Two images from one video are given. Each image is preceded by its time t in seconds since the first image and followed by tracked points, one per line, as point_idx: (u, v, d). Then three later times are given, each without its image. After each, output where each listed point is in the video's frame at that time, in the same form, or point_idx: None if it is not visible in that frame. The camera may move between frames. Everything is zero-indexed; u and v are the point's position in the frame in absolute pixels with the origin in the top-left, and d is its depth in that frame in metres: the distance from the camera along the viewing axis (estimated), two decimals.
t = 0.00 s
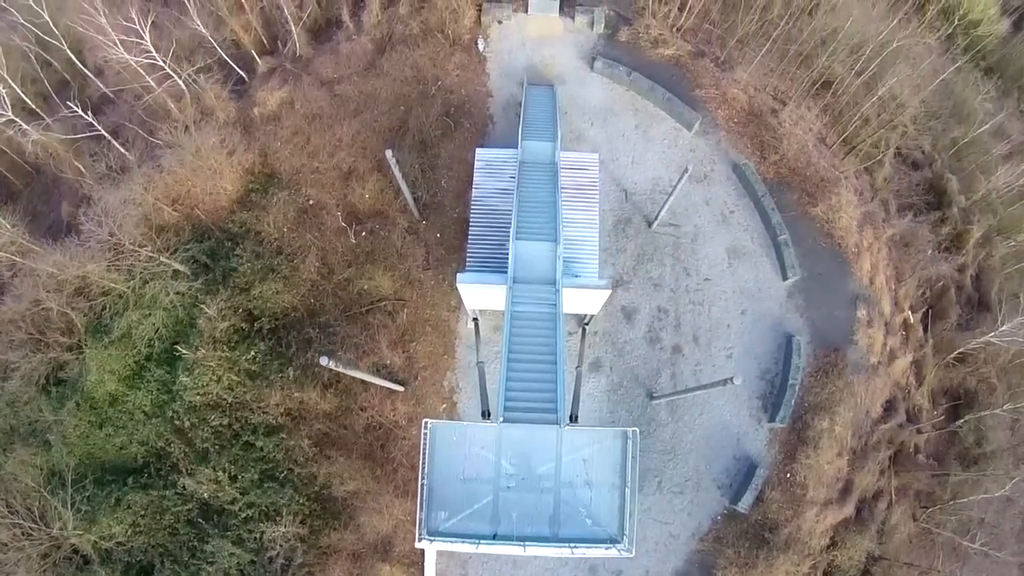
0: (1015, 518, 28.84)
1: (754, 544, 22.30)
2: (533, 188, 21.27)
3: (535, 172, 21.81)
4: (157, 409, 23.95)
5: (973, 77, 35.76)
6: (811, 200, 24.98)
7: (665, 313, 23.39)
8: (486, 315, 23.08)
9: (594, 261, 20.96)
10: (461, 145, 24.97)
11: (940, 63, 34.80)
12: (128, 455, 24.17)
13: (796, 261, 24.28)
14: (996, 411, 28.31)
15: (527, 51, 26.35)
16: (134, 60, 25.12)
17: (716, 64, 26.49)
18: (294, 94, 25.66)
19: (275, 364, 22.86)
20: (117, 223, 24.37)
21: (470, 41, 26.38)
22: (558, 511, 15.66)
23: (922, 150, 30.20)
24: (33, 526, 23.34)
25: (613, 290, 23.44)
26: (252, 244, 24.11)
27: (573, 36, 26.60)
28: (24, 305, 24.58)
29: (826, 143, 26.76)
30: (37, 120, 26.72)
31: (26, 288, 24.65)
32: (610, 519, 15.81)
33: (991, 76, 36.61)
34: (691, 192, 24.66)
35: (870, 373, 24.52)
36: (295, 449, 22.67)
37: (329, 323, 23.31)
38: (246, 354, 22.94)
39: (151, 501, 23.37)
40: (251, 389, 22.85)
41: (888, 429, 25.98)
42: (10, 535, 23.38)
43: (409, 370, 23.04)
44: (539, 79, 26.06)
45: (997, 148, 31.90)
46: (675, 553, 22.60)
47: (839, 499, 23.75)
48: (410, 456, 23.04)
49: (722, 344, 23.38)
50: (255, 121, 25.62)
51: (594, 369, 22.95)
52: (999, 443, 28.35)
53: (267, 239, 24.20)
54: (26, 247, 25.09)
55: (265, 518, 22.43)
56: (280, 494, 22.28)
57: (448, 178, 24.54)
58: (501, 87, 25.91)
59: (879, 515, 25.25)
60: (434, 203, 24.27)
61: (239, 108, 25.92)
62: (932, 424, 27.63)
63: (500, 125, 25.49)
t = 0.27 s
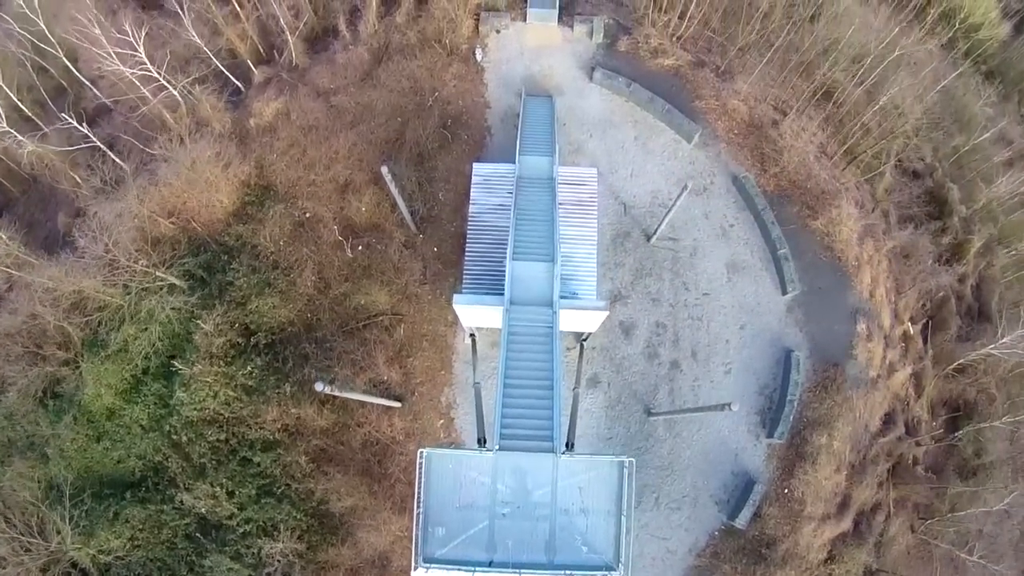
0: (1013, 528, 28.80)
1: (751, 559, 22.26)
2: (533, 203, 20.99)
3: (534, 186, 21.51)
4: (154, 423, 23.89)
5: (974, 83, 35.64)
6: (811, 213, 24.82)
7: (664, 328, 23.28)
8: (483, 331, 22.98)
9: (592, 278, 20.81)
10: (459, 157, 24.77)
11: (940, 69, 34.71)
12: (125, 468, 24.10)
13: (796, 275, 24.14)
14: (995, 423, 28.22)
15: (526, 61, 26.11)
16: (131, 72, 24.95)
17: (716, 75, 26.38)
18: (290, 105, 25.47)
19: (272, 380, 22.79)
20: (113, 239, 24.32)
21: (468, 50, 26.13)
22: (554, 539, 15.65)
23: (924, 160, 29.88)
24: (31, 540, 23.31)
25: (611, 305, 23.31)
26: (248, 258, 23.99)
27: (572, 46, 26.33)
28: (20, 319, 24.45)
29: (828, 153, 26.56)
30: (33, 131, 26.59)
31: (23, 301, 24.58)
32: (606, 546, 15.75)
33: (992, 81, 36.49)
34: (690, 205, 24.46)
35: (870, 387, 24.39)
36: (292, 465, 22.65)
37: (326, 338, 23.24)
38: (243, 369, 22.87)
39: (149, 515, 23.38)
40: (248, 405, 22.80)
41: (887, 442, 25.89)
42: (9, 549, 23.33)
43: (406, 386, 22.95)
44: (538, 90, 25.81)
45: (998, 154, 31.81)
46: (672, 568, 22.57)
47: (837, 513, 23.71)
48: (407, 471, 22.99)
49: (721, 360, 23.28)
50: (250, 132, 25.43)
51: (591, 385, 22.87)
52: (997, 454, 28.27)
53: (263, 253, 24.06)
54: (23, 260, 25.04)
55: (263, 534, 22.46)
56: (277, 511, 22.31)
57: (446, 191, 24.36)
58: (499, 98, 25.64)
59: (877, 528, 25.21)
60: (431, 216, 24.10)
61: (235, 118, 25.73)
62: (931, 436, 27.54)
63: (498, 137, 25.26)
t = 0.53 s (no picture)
0: (1012, 539, 28.75)
1: None
2: (530, 220, 20.81)
3: (532, 202, 21.32)
4: (152, 437, 23.83)
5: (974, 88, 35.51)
6: (812, 227, 24.64)
7: (663, 343, 23.19)
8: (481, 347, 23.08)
9: (591, 296, 20.75)
10: (456, 170, 24.59)
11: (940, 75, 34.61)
12: (124, 482, 24.09)
13: (796, 289, 24.01)
14: (995, 434, 28.13)
15: (524, 72, 25.91)
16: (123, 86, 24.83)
17: (717, 85, 26.20)
18: (287, 116, 25.33)
19: (269, 396, 22.72)
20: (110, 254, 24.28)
21: (466, 61, 25.95)
22: (550, 566, 15.92)
23: (925, 170, 29.64)
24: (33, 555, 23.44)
25: (610, 320, 23.21)
26: (245, 272, 23.89)
27: (571, 56, 26.15)
28: (18, 333, 24.43)
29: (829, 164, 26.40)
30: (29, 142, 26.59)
31: (20, 316, 24.49)
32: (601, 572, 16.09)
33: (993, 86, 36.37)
34: (690, 218, 24.28)
35: (870, 401, 24.24)
36: (291, 480, 22.63)
37: (323, 354, 23.17)
38: (240, 385, 22.76)
39: (148, 529, 23.32)
40: (246, 421, 22.75)
41: (887, 455, 25.82)
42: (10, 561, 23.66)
43: (404, 402, 22.91)
44: (536, 101, 25.61)
45: (999, 161, 31.67)
46: None
47: (835, 527, 23.70)
48: (405, 487, 22.98)
49: (720, 375, 23.23)
50: (247, 144, 25.30)
51: (590, 401, 22.80)
52: (997, 465, 28.21)
53: (260, 267, 23.97)
54: (21, 273, 25.09)
55: (262, 549, 22.44)
56: (276, 526, 22.32)
57: (443, 204, 24.22)
58: (497, 109, 25.43)
59: (875, 541, 25.19)
60: (429, 231, 23.98)
61: (231, 130, 25.61)
62: (931, 448, 27.46)
63: (497, 149, 25.08)
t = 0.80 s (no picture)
0: (1011, 550, 28.66)
1: None
2: (528, 238, 20.65)
3: (530, 219, 21.15)
4: (150, 451, 23.83)
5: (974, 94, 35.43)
6: (812, 240, 24.48)
7: (661, 359, 23.10)
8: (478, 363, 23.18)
9: (589, 314, 20.66)
10: (454, 183, 24.42)
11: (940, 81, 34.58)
12: (123, 496, 24.11)
13: (795, 304, 23.89)
14: (995, 445, 28.04)
15: (523, 84, 25.71)
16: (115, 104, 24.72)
17: (717, 96, 26.00)
18: (283, 128, 25.16)
19: (267, 412, 22.64)
20: (109, 266, 24.26)
21: (464, 72, 25.74)
22: None
23: (926, 180, 29.47)
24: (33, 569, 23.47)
25: (608, 336, 23.12)
26: (242, 286, 23.78)
27: (569, 67, 25.94)
28: (13, 348, 24.21)
29: (826, 177, 26.38)
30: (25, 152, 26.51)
31: (16, 331, 24.25)
32: None
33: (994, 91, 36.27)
34: (690, 232, 24.09)
35: (869, 415, 24.09)
36: (288, 496, 22.64)
37: (321, 369, 23.11)
38: (238, 401, 22.71)
39: (147, 543, 23.33)
40: (244, 437, 22.72)
41: (885, 468, 25.75)
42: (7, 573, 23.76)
43: (402, 417, 22.92)
44: (535, 113, 25.41)
45: (1000, 169, 31.55)
46: None
47: (833, 542, 23.68)
48: (402, 502, 22.98)
49: (718, 391, 23.16)
50: (244, 156, 25.16)
51: (588, 417, 22.75)
52: (996, 476, 28.13)
53: (257, 281, 23.88)
54: (18, 285, 25.06)
55: (260, 564, 22.51)
56: (274, 542, 22.33)
57: (441, 218, 24.07)
58: (495, 121, 25.24)
59: (872, 554, 25.19)
60: (426, 245, 23.82)
61: (228, 142, 25.47)
62: (930, 460, 27.37)
63: (495, 162, 24.92)
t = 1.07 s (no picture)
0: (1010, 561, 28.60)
1: None
2: (525, 257, 20.50)
3: (528, 237, 20.96)
4: (148, 466, 23.78)
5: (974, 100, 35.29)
6: (812, 255, 24.34)
7: (659, 375, 23.03)
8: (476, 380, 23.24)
9: (586, 334, 20.59)
10: (451, 197, 24.26)
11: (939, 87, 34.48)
12: (121, 510, 24.08)
13: (794, 320, 23.82)
14: (994, 457, 27.98)
15: (521, 95, 25.49)
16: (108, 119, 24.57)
17: (716, 108, 25.82)
18: (280, 140, 25.04)
19: (264, 428, 22.55)
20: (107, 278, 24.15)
21: (462, 83, 25.55)
22: None
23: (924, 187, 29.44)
24: None
25: (606, 352, 23.03)
26: (239, 301, 23.69)
27: (568, 78, 25.72)
28: (11, 364, 24.14)
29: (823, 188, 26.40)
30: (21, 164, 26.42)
31: (12, 347, 24.14)
32: None
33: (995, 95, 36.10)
34: (689, 247, 23.95)
35: (868, 430, 23.97)
36: (286, 511, 22.49)
37: (318, 386, 23.05)
38: (236, 417, 22.67)
39: (146, 557, 23.20)
40: (241, 452, 22.65)
41: (884, 481, 25.72)
42: None
43: (400, 433, 22.89)
44: (533, 125, 25.20)
45: (1001, 177, 31.39)
46: None
47: (830, 557, 23.64)
48: (400, 518, 22.94)
49: (717, 408, 23.10)
50: (240, 169, 25.04)
51: (585, 433, 22.74)
52: (996, 488, 28.05)
53: (254, 296, 23.78)
54: (16, 299, 25.04)
55: None
56: (273, 557, 22.16)
57: (438, 233, 23.91)
58: (493, 134, 25.05)
59: (870, 567, 25.21)
60: (423, 260, 23.68)
61: (224, 154, 25.37)
62: (929, 472, 27.38)
63: (493, 175, 24.70)
